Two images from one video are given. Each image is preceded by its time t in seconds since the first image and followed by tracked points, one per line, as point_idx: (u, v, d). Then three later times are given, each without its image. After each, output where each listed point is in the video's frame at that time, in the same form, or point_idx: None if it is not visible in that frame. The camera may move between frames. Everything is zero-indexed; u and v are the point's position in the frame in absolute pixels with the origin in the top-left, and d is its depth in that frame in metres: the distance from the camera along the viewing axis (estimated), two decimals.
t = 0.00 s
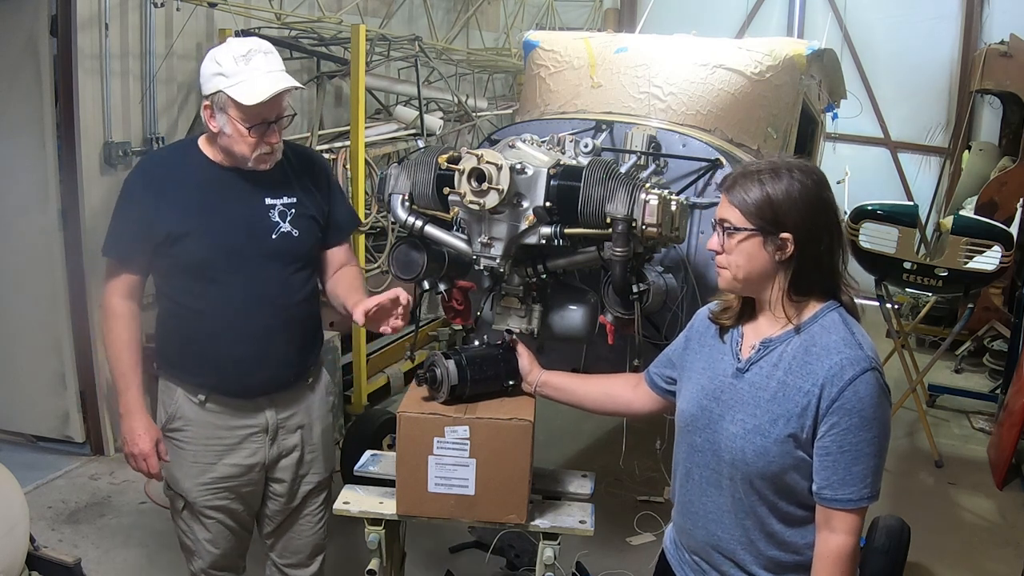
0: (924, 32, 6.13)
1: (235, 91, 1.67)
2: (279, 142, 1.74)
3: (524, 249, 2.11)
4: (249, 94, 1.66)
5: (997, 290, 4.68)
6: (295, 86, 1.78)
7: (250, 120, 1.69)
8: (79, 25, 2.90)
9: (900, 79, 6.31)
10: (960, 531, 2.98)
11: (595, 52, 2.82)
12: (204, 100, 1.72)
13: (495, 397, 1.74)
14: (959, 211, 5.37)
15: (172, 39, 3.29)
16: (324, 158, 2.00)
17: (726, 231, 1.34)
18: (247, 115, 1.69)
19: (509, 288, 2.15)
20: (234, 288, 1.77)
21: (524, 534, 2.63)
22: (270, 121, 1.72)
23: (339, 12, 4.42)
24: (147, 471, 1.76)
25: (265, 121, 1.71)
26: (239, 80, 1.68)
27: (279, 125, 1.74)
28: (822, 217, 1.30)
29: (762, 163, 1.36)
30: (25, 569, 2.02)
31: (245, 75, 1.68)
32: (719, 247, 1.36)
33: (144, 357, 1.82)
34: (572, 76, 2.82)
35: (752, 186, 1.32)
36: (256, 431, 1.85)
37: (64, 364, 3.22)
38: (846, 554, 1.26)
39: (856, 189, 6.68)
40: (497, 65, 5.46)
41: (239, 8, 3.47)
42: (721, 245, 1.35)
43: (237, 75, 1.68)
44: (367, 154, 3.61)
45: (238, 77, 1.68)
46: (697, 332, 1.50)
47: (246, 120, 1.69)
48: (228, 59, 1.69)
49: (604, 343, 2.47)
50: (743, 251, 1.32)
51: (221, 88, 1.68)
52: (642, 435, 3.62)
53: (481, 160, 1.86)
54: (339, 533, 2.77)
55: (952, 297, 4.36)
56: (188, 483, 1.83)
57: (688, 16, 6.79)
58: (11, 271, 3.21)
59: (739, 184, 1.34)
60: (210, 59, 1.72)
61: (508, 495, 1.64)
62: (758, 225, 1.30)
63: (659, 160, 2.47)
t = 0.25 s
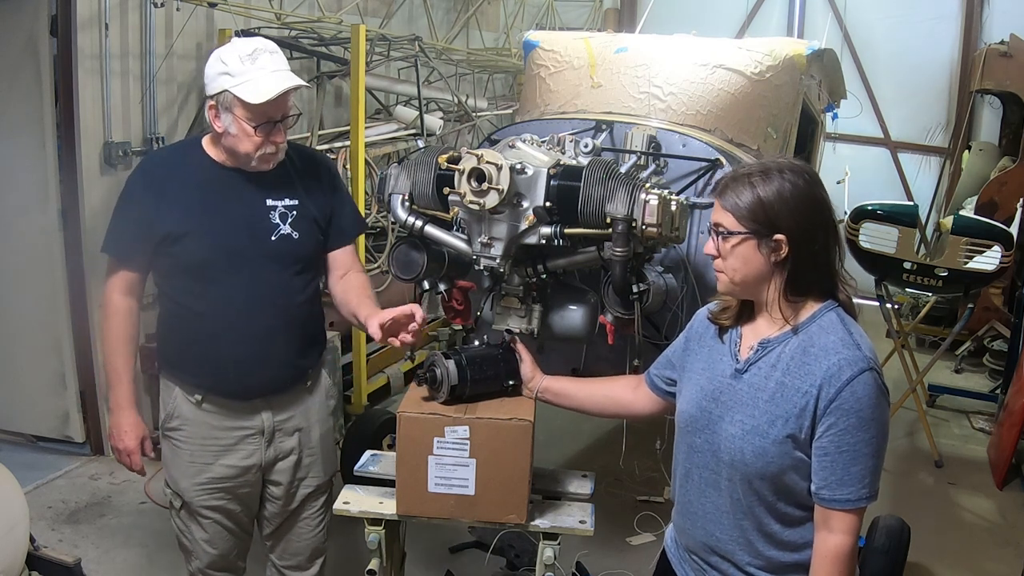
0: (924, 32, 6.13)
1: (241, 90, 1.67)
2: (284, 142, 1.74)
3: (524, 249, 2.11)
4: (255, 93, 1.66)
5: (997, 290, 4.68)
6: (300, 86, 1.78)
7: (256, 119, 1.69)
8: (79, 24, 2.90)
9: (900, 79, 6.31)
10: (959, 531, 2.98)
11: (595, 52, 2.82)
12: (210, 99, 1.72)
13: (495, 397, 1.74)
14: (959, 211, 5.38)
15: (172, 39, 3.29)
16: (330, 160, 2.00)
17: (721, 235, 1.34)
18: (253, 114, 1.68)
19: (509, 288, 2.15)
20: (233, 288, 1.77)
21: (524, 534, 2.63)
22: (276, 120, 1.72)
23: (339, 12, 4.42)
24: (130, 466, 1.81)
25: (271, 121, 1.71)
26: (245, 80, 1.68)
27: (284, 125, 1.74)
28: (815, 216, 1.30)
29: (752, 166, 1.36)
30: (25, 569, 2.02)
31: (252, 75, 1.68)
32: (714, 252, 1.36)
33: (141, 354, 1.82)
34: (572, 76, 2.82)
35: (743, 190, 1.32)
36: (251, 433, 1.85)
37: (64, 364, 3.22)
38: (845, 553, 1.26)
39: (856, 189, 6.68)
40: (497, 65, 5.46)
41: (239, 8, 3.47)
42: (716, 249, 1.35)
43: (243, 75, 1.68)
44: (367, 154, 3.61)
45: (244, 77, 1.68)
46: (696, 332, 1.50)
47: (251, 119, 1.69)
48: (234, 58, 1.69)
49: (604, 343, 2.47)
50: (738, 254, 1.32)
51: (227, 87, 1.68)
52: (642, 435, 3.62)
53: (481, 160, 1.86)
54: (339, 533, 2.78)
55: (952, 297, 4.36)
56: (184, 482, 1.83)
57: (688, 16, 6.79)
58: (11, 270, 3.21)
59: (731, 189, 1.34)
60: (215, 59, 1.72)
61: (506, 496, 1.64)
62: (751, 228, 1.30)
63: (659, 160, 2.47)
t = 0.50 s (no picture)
0: (924, 32, 6.13)
1: (246, 91, 1.67)
2: (288, 142, 1.74)
3: (524, 249, 2.11)
4: (261, 93, 1.66)
5: (997, 290, 4.68)
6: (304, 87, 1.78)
7: (260, 119, 1.69)
8: (79, 24, 2.90)
9: (900, 79, 6.31)
10: (960, 531, 2.97)
11: (595, 52, 2.82)
12: (213, 99, 1.71)
13: (495, 397, 1.74)
14: (959, 211, 5.38)
15: (172, 39, 3.29)
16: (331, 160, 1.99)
17: (718, 234, 1.34)
18: (257, 114, 1.68)
19: (509, 288, 2.15)
20: (234, 288, 1.77)
21: (524, 534, 2.63)
22: (280, 120, 1.72)
23: (339, 12, 4.42)
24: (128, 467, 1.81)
25: (275, 121, 1.71)
26: (249, 80, 1.68)
27: (288, 125, 1.74)
28: (811, 217, 1.30)
29: (751, 166, 1.36)
30: (25, 569, 2.02)
31: (256, 75, 1.68)
32: (711, 249, 1.36)
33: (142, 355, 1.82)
34: (572, 76, 2.82)
35: (741, 189, 1.32)
36: (254, 435, 1.85)
37: (64, 364, 3.22)
38: (845, 553, 1.26)
39: (856, 189, 6.68)
40: (497, 65, 5.46)
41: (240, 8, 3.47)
42: (713, 247, 1.35)
43: (248, 75, 1.68)
44: (367, 154, 3.61)
45: (249, 77, 1.68)
46: (694, 332, 1.50)
47: (256, 119, 1.69)
48: (239, 58, 1.70)
49: (604, 343, 2.48)
50: (733, 253, 1.32)
51: (232, 87, 1.68)
52: (642, 435, 3.62)
53: (481, 160, 1.86)
54: (339, 533, 2.78)
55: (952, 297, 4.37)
56: (185, 484, 1.83)
57: (688, 16, 6.79)
58: (11, 270, 3.21)
59: (729, 188, 1.35)
60: (219, 59, 1.72)
61: (507, 496, 1.64)
62: (748, 226, 1.30)
63: (659, 160, 2.47)
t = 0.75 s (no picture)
0: (924, 32, 6.13)
1: (251, 88, 1.67)
2: (291, 140, 1.74)
3: (524, 249, 2.11)
4: (265, 90, 1.66)
5: (997, 290, 4.68)
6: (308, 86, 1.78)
7: (263, 117, 1.69)
8: (79, 25, 2.90)
9: (900, 79, 6.31)
10: (960, 531, 2.97)
11: (595, 52, 2.82)
12: (217, 96, 1.71)
13: (495, 397, 1.74)
14: (959, 211, 5.38)
15: (172, 39, 3.29)
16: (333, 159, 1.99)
17: (721, 230, 1.34)
18: (261, 111, 1.68)
19: (509, 288, 2.15)
20: (236, 287, 1.77)
21: (524, 534, 2.63)
22: (284, 119, 1.72)
23: (339, 12, 4.42)
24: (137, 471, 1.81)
25: (278, 119, 1.71)
26: (254, 77, 1.68)
27: (292, 124, 1.74)
28: (815, 220, 1.30)
29: (760, 164, 1.36)
30: (25, 569, 2.02)
31: (261, 72, 1.68)
32: (713, 245, 1.36)
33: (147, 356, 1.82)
34: (572, 76, 2.82)
35: (748, 187, 1.32)
36: (257, 435, 1.85)
37: (64, 364, 3.22)
38: (845, 554, 1.26)
39: (856, 189, 6.68)
40: (497, 65, 5.46)
41: (240, 8, 3.47)
42: (715, 243, 1.35)
43: (252, 72, 1.68)
44: (367, 154, 3.61)
45: (254, 74, 1.68)
46: (693, 331, 1.50)
47: (260, 117, 1.69)
48: (244, 55, 1.69)
49: (604, 343, 2.48)
50: (735, 251, 1.32)
51: (236, 85, 1.68)
52: (642, 435, 3.62)
53: (481, 160, 1.86)
54: (339, 533, 2.78)
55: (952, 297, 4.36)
56: (188, 486, 1.83)
57: (688, 16, 6.79)
58: (10, 270, 3.21)
59: (736, 185, 1.34)
60: (224, 57, 1.72)
61: (508, 496, 1.64)
62: (752, 224, 1.30)
63: (659, 160, 2.47)
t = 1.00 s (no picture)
0: (924, 32, 6.13)
1: (257, 86, 1.67)
2: (296, 139, 1.74)
3: (524, 249, 2.11)
4: (271, 89, 1.66)
5: (996, 290, 4.69)
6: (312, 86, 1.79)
7: (269, 116, 1.69)
8: (79, 25, 2.91)
9: (900, 79, 6.31)
10: (960, 531, 2.97)
11: (595, 52, 2.82)
12: (221, 95, 1.71)
13: (495, 397, 1.73)
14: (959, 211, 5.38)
15: (172, 39, 3.29)
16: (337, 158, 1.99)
17: (726, 228, 1.34)
18: (267, 110, 1.69)
19: (509, 288, 2.15)
20: (239, 287, 1.77)
21: (524, 534, 2.63)
22: (289, 118, 1.72)
23: (339, 12, 4.42)
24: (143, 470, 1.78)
25: (283, 118, 1.71)
26: (259, 76, 1.68)
27: (296, 123, 1.74)
28: (820, 220, 1.29)
29: (766, 164, 1.36)
30: (25, 569, 2.02)
31: (266, 71, 1.68)
32: (718, 243, 1.36)
33: (150, 356, 1.82)
34: (572, 76, 2.82)
35: (753, 187, 1.32)
36: (262, 435, 1.85)
37: (64, 364, 3.22)
38: (844, 553, 1.26)
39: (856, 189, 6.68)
40: (497, 65, 5.46)
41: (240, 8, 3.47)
42: (720, 241, 1.36)
43: (258, 71, 1.68)
44: (367, 154, 3.61)
45: (260, 73, 1.68)
46: (695, 328, 1.50)
47: (265, 116, 1.69)
48: (249, 54, 1.69)
49: (604, 343, 2.48)
50: (740, 249, 1.33)
51: (241, 83, 1.68)
52: (642, 435, 3.62)
53: (481, 160, 1.86)
54: (339, 533, 2.78)
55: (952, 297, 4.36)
56: (192, 487, 1.83)
57: (688, 16, 6.79)
58: (10, 270, 3.21)
59: (740, 184, 1.34)
60: (229, 55, 1.72)
61: (508, 496, 1.64)
62: (756, 223, 1.30)
63: (659, 160, 2.47)
